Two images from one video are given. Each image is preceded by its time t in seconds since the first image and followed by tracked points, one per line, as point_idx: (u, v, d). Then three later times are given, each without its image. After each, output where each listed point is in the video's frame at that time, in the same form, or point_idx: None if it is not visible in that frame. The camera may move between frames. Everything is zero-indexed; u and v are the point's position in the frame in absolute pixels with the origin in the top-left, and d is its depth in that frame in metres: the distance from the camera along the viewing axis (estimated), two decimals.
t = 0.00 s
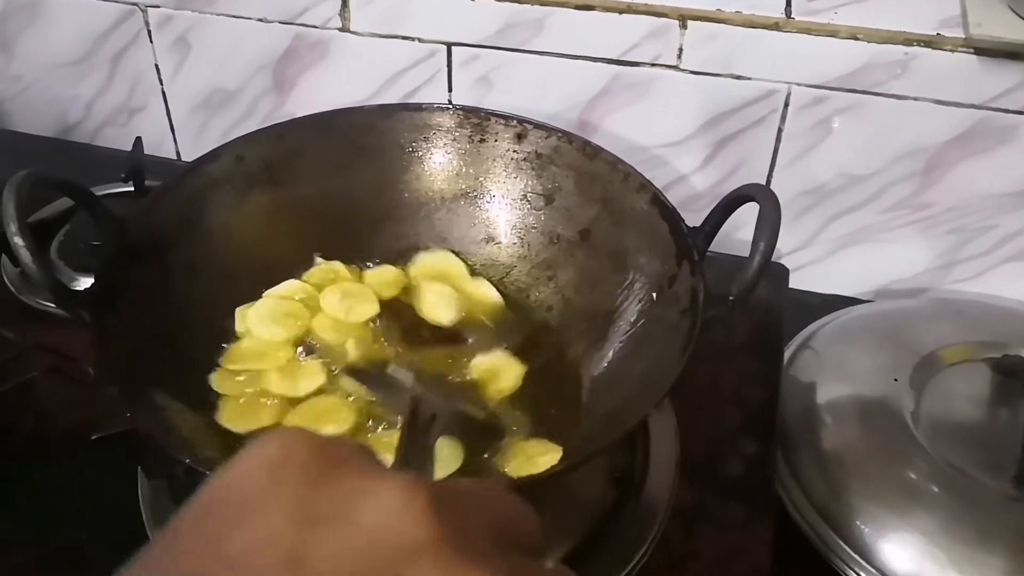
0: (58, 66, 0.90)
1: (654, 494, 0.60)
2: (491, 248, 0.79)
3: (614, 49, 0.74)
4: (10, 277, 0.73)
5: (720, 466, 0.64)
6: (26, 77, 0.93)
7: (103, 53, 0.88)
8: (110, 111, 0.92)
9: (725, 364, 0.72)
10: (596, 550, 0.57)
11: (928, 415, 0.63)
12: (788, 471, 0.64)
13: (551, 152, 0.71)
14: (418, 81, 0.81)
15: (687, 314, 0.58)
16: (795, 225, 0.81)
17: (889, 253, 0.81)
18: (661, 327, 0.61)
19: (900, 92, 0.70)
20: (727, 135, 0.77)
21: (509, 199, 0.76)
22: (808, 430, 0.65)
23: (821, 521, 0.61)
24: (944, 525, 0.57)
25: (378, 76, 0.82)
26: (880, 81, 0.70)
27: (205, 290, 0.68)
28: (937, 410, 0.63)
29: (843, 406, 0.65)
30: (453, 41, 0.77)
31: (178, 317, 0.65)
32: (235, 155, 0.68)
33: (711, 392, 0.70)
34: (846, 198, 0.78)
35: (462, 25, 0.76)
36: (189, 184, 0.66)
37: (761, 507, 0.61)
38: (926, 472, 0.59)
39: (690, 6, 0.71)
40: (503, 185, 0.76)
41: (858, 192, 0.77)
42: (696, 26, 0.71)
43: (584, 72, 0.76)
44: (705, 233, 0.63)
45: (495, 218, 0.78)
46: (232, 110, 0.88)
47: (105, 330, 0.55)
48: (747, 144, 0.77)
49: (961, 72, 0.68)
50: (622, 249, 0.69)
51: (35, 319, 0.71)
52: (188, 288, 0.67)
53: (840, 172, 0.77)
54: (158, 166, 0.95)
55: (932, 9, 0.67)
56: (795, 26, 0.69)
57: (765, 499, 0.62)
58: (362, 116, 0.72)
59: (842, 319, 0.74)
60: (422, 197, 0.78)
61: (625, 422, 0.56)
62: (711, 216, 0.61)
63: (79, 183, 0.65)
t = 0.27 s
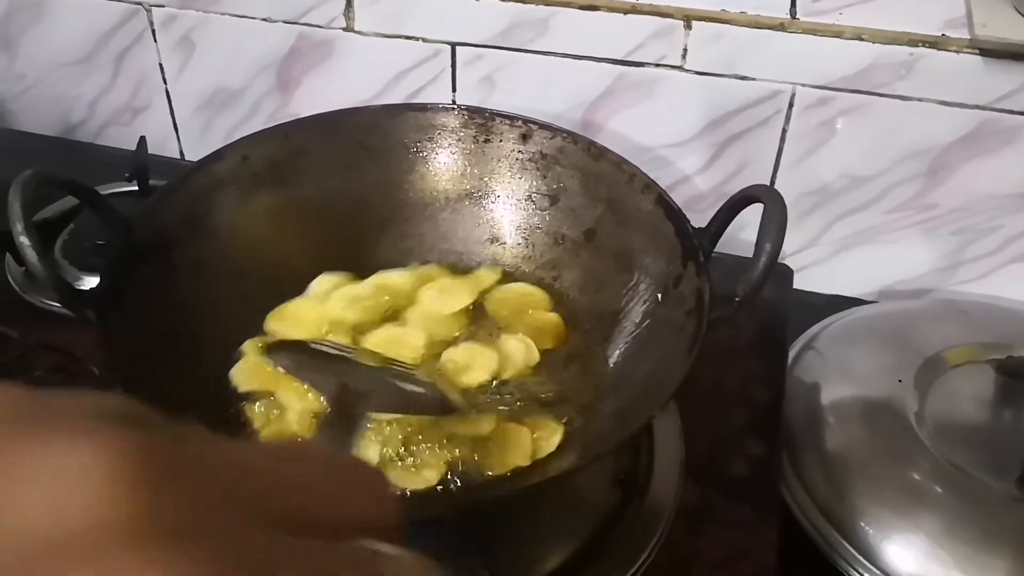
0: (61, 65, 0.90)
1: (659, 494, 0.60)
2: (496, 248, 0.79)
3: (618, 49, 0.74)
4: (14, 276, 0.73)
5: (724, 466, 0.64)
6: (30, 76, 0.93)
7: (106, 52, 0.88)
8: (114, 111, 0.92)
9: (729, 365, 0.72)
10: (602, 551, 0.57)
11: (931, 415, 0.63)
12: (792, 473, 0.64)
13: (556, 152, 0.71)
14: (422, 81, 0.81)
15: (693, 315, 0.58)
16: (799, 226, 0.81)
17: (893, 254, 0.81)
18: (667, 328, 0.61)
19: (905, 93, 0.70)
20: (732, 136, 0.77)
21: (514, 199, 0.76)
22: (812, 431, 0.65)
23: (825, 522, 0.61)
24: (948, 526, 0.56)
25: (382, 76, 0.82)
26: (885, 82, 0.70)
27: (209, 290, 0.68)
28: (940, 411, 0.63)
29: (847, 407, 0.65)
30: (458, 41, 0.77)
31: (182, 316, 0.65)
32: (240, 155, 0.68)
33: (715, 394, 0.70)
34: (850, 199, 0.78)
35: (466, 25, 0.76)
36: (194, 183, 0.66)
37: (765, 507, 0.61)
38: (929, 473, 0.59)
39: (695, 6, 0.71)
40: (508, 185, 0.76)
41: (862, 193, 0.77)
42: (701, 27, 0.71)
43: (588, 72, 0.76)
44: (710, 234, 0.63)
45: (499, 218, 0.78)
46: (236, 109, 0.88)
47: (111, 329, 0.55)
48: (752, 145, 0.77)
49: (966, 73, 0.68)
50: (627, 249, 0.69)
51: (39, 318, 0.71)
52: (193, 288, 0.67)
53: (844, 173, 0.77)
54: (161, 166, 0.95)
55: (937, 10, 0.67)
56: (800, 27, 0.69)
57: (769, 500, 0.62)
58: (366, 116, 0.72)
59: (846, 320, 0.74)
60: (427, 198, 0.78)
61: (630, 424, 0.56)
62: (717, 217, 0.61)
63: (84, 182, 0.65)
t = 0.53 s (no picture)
0: (65, 64, 0.90)
1: (663, 494, 0.60)
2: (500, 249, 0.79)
3: (622, 49, 0.74)
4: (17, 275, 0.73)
5: (727, 466, 0.64)
6: (33, 75, 0.93)
7: (109, 50, 0.88)
8: (117, 110, 0.92)
9: (733, 364, 0.72)
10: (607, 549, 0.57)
11: (934, 415, 0.63)
12: (796, 473, 0.64)
13: (560, 152, 0.71)
14: (425, 80, 0.81)
15: (697, 314, 0.58)
16: (802, 226, 0.81)
17: (895, 254, 0.81)
18: (671, 327, 0.61)
19: (909, 93, 0.70)
20: (735, 136, 0.77)
21: (518, 199, 0.76)
22: (815, 431, 0.65)
23: (828, 522, 0.61)
24: (952, 526, 0.56)
25: (385, 76, 0.82)
26: (889, 82, 0.70)
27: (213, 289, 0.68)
28: (943, 412, 0.63)
29: (850, 407, 0.65)
30: (461, 40, 0.77)
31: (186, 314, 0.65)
32: (244, 155, 0.69)
33: (718, 393, 0.70)
34: (853, 199, 0.78)
35: (470, 25, 0.76)
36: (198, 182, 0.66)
37: (769, 507, 0.61)
38: (932, 473, 0.59)
39: (699, 6, 0.71)
40: (512, 185, 0.76)
41: (866, 193, 0.77)
42: (705, 27, 0.71)
43: (591, 72, 0.76)
44: (715, 234, 0.63)
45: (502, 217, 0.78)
46: (239, 108, 0.88)
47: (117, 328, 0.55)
48: (755, 145, 0.77)
49: (970, 73, 0.68)
50: (632, 249, 0.68)
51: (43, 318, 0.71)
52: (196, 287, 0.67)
53: (847, 173, 0.77)
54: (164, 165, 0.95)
55: (941, 10, 0.67)
56: (804, 26, 0.69)
57: (773, 500, 0.62)
58: (370, 115, 0.72)
59: (848, 320, 0.74)
60: (430, 197, 0.78)
61: (636, 422, 0.56)
62: (721, 217, 0.61)
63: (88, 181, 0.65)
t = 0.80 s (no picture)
0: (63, 65, 0.90)
1: (660, 496, 0.60)
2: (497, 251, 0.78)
3: (620, 51, 0.74)
4: (15, 278, 0.73)
5: (725, 468, 0.64)
6: (32, 76, 0.93)
7: (107, 53, 0.88)
8: (116, 111, 0.92)
9: (730, 366, 0.72)
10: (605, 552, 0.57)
11: (932, 418, 0.63)
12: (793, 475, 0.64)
13: (557, 154, 0.72)
14: (423, 82, 0.81)
15: (694, 317, 0.58)
16: (799, 228, 0.81)
17: (893, 256, 0.81)
18: (668, 330, 0.61)
19: (906, 95, 0.70)
20: (732, 138, 0.77)
21: (515, 201, 0.76)
22: (813, 434, 0.65)
23: (825, 524, 0.61)
24: (949, 529, 0.56)
25: (383, 77, 0.82)
26: (887, 84, 0.70)
27: (210, 292, 0.68)
28: (942, 414, 0.63)
29: (848, 409, 0.65)
30: (459, 42, 0.77)
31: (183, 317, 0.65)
32: (241, 157, 0.69)
33: (716, 396, 0.70)
34: (851, 201, 0.78)
35: (468, 27, 0.76)
36: (196, 185, 0.66)
37: (767, 509, 0.61)
38: (930, 476, 0.59)
39: (696, 9, 0.71)
40: (509, 187, 0.76)
41: (864, 195, 0.77)
42: (703, 29, 0.71)
43: (589, 74, 0.76)
44: (711, 237, 0.63)
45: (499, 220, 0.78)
46: (237, 110, 0.88)
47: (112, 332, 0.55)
48: (753, 147, 0.77)
49: (968, 75, 0.68)
50: (629, 252, 0.68)
51: (40, 320, 0.71)
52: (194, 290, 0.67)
53: (845, 175, 0.77)
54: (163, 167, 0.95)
55: (939, 13, 0.67)
56: (801, 29, 0.69)
57: (771, 502, 0.62)
58: (367, 118, 0.72)
59: (846, 322, 0.74)
60: (427, 199, 0.77)
61: (633, 425, 0.56)
62: (717, 219, 0.61)
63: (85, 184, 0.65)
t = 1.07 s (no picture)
0: (59, 65, 0.90)
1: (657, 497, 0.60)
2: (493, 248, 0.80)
3: (616, 50, 0.74)
4: (11, 278, 0.73)
5: (722, 468, 0.64)
6: (28, 76, 0.93)
7: (104, 53, 0.87)
8: (112, 111, 0.92)
9: (728, 366, 0.72)
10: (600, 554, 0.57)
11: (930, 417, 0.63)
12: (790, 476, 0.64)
13: (553, 154, 0.71)
14: (419, 82, 0.81)
15: (690, 317, 0.58)
16: (797, 227, 0.81)
17: (891, 255, 0.81)
18: (665, 330, 0.61)
19: (903, 94, 0.70)
20: (729, 137, 0.77)
21: (511, 201, 0.77)
22: (810, 434, 0.65)
23: (823, 524, 0.61)
24: (947, 529, 0.56)
25: (380, 77, 0.82)
26: (884, 83, 0.70)
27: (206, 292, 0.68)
28: (940, 413, 0.63)
29: (845, 409, 0.65)
30: (456, 42, 0.77)
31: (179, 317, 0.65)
32: (237, 156, 0.68)
33: (713, 396, 0.70)
34: (848, 201, 0.78)
35: (464, 26, 0.76)
36: (191, 185, 0.66)
37: (764, 509, 0.61)
38: (927, 476, 0.59)
39: (693, 8, 0.71)
40: (505, 187, 0.76)
41: (860, 194, 0.77)
42: (699, 28, 0.71)
43: (585, 74, 0.76)
44: (708, 237, 0.63)
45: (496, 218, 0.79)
46: (233, 110, 0.88)
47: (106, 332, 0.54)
48: (750, 147, 0.77)
49: (965, 74, 0.68)
50: (625, 253, 0.69)
51: (36, 320, 0.71)
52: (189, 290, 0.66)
53: (842, 175, 0.76)
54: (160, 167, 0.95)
55: (936, 11, 0.66)
56: (798, 28, 0.69)
57: (768, 502, 0.62)
58: (362, 118, 0.72)
59: (844, 322, 0.74)
60: (424, 199, 0.78)
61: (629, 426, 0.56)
62: (714, 219, 0.61)
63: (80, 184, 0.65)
